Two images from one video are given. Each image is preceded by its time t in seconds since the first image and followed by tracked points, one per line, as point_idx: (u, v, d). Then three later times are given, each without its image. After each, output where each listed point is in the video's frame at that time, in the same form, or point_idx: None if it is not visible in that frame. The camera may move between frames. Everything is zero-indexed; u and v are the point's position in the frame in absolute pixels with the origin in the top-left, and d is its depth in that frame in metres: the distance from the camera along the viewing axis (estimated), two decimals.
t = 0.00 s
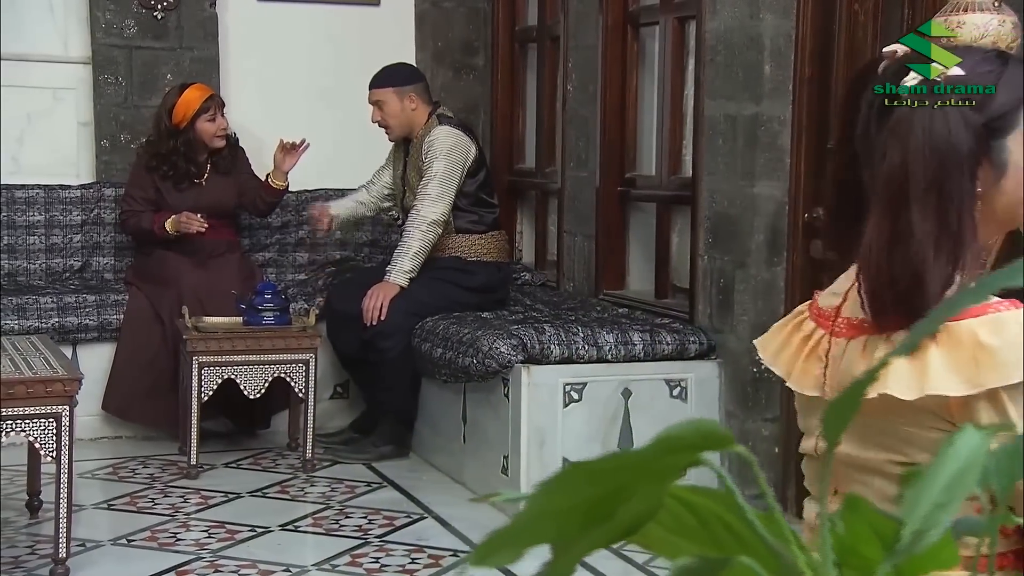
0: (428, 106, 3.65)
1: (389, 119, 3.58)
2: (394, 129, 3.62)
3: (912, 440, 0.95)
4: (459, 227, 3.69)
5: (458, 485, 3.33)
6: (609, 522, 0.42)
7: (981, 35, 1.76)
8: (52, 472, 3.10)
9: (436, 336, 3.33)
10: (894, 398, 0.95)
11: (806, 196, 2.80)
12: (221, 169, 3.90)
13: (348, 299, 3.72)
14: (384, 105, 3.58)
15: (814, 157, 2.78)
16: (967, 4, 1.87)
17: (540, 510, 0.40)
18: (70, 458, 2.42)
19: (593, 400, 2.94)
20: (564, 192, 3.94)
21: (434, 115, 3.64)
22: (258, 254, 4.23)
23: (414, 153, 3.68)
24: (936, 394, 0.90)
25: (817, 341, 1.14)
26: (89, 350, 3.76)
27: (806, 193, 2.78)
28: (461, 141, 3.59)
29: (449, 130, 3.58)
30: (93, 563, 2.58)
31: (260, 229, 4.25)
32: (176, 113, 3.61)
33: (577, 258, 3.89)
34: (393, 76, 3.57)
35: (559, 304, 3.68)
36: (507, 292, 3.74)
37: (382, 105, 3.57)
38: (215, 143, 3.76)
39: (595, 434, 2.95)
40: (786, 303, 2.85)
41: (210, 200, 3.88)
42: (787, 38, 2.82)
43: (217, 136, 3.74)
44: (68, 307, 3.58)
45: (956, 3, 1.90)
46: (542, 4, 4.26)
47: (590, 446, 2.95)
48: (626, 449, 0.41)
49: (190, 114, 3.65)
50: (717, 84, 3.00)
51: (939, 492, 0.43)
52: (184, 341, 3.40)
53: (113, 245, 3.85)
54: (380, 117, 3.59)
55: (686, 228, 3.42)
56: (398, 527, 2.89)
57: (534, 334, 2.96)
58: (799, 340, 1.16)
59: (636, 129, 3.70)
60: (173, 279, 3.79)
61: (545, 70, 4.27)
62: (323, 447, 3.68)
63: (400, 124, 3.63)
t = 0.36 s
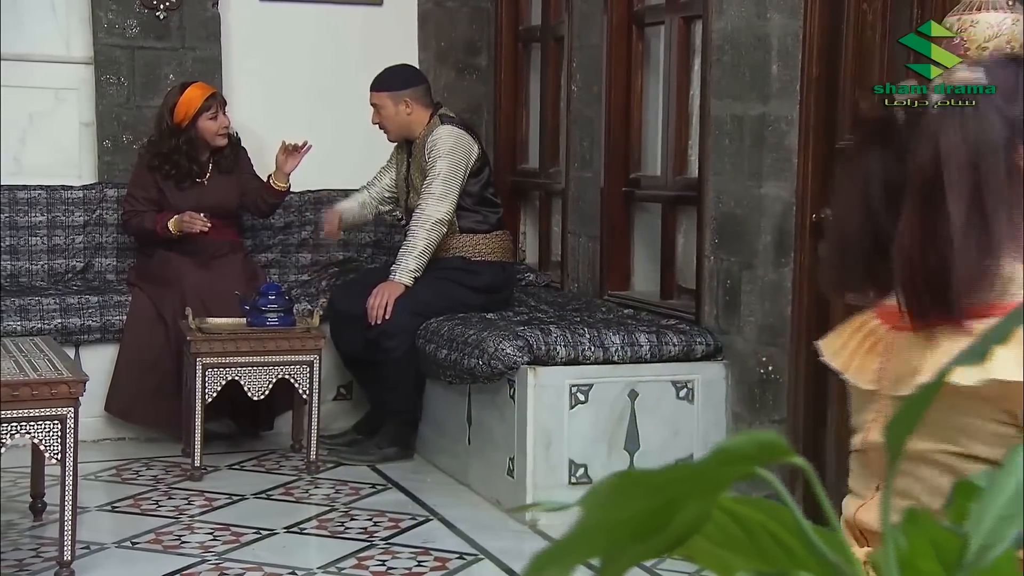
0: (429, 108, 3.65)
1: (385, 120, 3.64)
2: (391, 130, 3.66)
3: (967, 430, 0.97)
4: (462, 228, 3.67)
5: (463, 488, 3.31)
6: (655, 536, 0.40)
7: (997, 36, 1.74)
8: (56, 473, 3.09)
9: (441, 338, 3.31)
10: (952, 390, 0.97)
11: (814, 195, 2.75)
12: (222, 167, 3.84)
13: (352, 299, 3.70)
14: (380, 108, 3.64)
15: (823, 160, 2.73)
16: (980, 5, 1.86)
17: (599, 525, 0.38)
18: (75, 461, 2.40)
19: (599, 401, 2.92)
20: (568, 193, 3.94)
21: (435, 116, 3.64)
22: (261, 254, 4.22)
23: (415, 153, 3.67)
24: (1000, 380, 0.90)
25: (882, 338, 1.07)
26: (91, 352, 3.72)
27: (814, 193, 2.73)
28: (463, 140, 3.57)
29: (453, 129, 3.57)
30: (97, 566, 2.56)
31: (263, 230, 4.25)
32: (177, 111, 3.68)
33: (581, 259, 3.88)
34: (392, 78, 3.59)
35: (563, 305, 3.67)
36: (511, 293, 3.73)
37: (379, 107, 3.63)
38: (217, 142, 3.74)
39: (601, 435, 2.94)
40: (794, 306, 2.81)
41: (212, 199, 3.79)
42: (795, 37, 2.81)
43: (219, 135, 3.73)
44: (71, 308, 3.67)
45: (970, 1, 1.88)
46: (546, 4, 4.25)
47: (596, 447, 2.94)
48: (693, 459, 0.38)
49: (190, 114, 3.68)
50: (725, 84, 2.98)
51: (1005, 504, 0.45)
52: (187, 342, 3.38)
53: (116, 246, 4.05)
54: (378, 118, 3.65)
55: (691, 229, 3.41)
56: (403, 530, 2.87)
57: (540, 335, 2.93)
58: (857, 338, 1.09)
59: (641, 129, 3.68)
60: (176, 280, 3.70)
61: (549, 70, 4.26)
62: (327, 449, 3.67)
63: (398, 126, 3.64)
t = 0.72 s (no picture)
0: (430, 108, 3.63)
1: (387, 120, 3.62)
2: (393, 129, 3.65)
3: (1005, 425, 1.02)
4: (464, 230, 3.65)
5: (469, 489, 3.30)
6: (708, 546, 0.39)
7: (1012, 35, 1.72)
8: (60, 475, 3.07)
9: (446, 340, 3.29)
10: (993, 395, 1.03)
11: (822, 198, 2.79)
12: (224, 165, 3.82)
13: (356, 300, 3.69)
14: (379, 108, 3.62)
15: (831, 159, 2.76)
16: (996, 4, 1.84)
17: (666, 538, 0.37)
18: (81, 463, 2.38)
19: (606, 402, 2.91)
20: (572, 193, 3.92)
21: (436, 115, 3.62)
22: (265, 255, 4.20)
23: (416, 153, 3.64)
24: None
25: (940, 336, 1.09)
26: (94, 354, 3.70)
27: (823, 193, 2.77)
28: (464, 140, 3.55)
29: (453, 129, 3.55)
30: (102, 569, 2.55)
31: (266, 231, 4.23)
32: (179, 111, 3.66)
33: (586, 260, 3.86)
34: (389, 78, 3.57)
35: (569, 306, 3.66)
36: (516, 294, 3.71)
37: (379, 107, 3.61)
38: (219, 140, 3.72)
39: (608, 437, 2.93)
40: (801, 306, 2.83)
41: (215, 199, 3.78)
42: (803, 37, 2.80)
43: (220, 133, 3.71)
44: (74, 309, 3.65)
45: None
46: (550, 4, 4.24)
47: (603, 449, 2.92)
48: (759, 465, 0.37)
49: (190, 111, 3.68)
50: (732, 84, 2.97)
51: None
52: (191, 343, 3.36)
53: (119, 246, 4.04)
54: (379, 118, 3.63)
55: (698, 230, 3.40)
56: (410, 532, 2.86)
57: (546, 336, 2.92)
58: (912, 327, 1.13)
59: (647, 129, 3.66)
60: (179, 281, 3.69)
61: (553, 70, 4.25)
62: (332, 450, 3.66)
63: (398, 126, 3.63)
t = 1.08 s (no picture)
0: (422, 108, 3.59)
1: (380, 124, 3.59)
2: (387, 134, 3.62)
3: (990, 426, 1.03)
4: (466, 233, 3.62)
5: (476, 491, 3.28)
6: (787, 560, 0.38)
7: None
8: (66, 477, 3.06)
9: (453, 342, 3.27)
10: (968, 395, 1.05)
11: (832, 199, 2.78)
12: (225, 163, 3.81)
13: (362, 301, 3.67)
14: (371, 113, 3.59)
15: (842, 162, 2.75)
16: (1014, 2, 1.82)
17: (741, 556, 0.36)
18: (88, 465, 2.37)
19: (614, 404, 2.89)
20: (579, 193, 3.90)
21: (430, 115, 3.58)
22: (269, 255, 4.19)
23: (411, 155, 3.61)
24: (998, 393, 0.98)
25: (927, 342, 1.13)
26: (99, 354, 3.69)
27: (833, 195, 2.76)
28: (460, 141, 3.52)
29: (447, 130, 3.51)
30: (109, 571, 2.53)
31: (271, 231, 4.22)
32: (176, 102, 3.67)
33: (593, 260, 3.85)
34: (383, 80, 3.55)
35: (575, 306, 3.64)
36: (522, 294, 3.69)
37: (373, 112, 3.57)
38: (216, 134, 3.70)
39: (617, 438, 2.91)
40: (811, 307, 2.82)
41: (220, 197, 3.79)
42: (814, 36, 2.78)
43: (216, 126, 3.69)
44: (79, 310, 3.64)
45: None
46: (556, 3, 4.22)
47: (611, 451, 2.90)
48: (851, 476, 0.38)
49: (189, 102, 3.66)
50: (742, 83, 2.95)
51: None
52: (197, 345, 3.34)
53: (123, 247, 4.04)
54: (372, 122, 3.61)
55: (706, 230, 3.38)
56: (418, 534, 2.84)
57: (555, 337, 2.90)
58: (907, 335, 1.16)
59: (654, 129, 3.64)
60: (185, 281, 3.67)
61: (559, 70, 4.23)
62: (338, 451, 3.64)
63: (391, 130, 3.59)
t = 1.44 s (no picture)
0: (433, 108, 3.57)
1: (391, 121, 3.57)
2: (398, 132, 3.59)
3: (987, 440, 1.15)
4: (473, 233, 3.59)
5: (483, 492, 3.26)
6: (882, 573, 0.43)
7: None
8: (70, 479, 3.04)
9: (459, 343, 3.25)
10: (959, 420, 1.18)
11: (842, 198, 2.75)
12: (224, 162, 3.81)
13: (367, 301, 3.65)
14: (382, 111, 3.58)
15: (851, 160, 2.73)
16: None
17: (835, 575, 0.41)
18: (94, 467, 2.35)
19: (623, 405, 2.87)
20: (584, 193, 3.89)
21: (441, 115, 3.57)
22: (273, 256, 4.17)
23: (420, 154, 3.59)
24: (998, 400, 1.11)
25: (919, 357, 1.33)
26: (103, 355, 3.67)
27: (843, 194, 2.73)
28: (468, 141, 3.51)
29: (455, 130, 3.49)
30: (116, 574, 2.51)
31: (275, 231, 4.20)
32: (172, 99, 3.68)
33: (599, 260, 3.83)
34: (395, 78, 3.53)
35: (581, 306, 3.63)
36: (528, 294, 3.67)
37: (383, 109, 3.56)
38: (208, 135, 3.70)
39: (625, 439, 2.89)
40: (821, 307, 2.80)
41: (219, 190, 3.78)
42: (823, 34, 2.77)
43: (209, 127, 3.69)
44: (82, 311, 3.61)
45: None
46: (560, 1, 4.20)
47: (620, 452, 2.89)
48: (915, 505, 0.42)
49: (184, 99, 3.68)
50: (751, 82, 2.93)
51: None
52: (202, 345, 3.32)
53: (127, 246, 4.00)
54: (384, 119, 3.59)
55: (713, 230, 3.36)
56: (426, 536, 2.82)
57: (562, 338, 2.88)
58: (902, 359, 1.35)
59: (661, 129, 3.63)
60: (189, 281, 3.64)
61: (564, 68, 4.21)
62: (343, 452, 3.62)
63: (400, 129, 3.57)
